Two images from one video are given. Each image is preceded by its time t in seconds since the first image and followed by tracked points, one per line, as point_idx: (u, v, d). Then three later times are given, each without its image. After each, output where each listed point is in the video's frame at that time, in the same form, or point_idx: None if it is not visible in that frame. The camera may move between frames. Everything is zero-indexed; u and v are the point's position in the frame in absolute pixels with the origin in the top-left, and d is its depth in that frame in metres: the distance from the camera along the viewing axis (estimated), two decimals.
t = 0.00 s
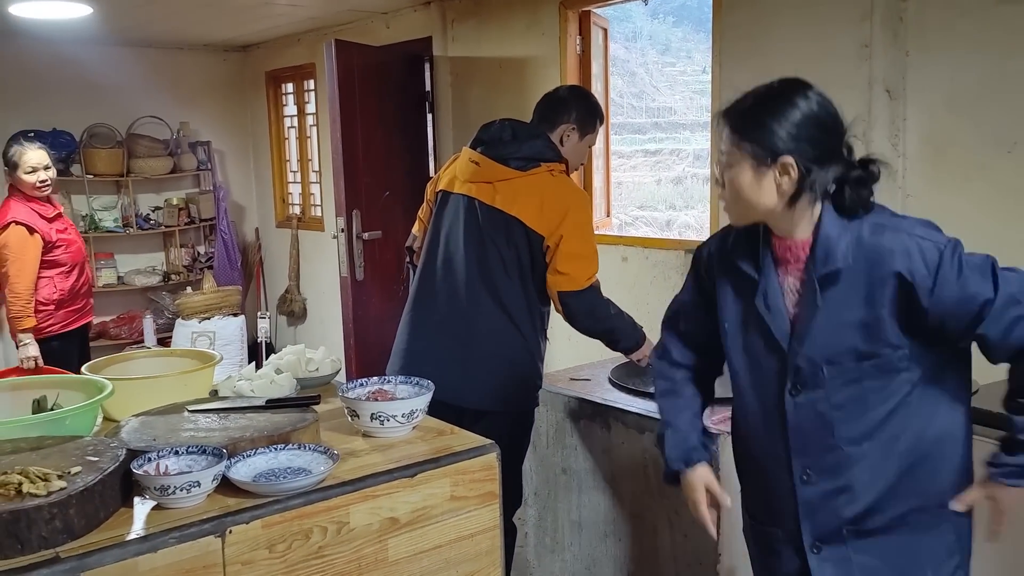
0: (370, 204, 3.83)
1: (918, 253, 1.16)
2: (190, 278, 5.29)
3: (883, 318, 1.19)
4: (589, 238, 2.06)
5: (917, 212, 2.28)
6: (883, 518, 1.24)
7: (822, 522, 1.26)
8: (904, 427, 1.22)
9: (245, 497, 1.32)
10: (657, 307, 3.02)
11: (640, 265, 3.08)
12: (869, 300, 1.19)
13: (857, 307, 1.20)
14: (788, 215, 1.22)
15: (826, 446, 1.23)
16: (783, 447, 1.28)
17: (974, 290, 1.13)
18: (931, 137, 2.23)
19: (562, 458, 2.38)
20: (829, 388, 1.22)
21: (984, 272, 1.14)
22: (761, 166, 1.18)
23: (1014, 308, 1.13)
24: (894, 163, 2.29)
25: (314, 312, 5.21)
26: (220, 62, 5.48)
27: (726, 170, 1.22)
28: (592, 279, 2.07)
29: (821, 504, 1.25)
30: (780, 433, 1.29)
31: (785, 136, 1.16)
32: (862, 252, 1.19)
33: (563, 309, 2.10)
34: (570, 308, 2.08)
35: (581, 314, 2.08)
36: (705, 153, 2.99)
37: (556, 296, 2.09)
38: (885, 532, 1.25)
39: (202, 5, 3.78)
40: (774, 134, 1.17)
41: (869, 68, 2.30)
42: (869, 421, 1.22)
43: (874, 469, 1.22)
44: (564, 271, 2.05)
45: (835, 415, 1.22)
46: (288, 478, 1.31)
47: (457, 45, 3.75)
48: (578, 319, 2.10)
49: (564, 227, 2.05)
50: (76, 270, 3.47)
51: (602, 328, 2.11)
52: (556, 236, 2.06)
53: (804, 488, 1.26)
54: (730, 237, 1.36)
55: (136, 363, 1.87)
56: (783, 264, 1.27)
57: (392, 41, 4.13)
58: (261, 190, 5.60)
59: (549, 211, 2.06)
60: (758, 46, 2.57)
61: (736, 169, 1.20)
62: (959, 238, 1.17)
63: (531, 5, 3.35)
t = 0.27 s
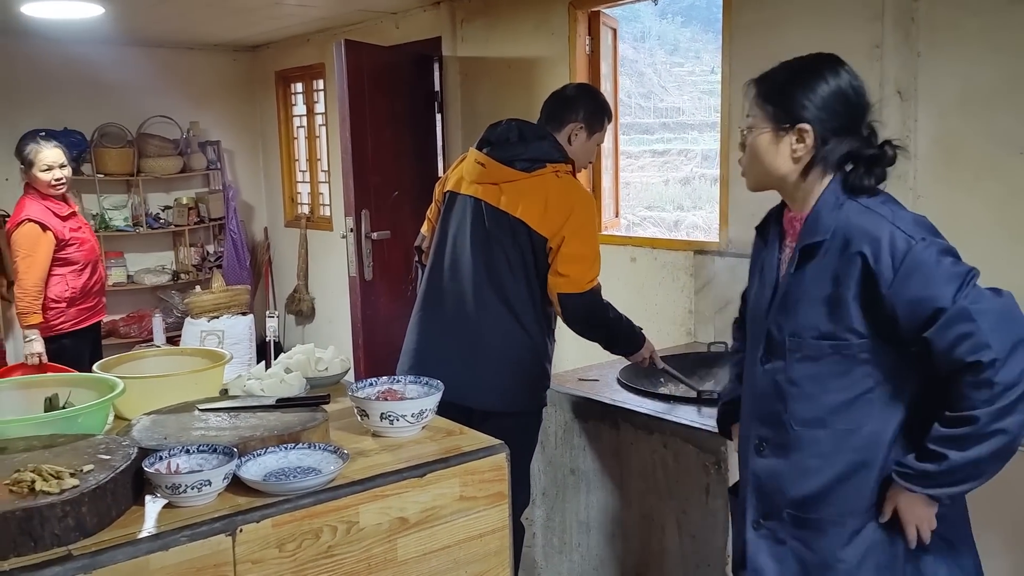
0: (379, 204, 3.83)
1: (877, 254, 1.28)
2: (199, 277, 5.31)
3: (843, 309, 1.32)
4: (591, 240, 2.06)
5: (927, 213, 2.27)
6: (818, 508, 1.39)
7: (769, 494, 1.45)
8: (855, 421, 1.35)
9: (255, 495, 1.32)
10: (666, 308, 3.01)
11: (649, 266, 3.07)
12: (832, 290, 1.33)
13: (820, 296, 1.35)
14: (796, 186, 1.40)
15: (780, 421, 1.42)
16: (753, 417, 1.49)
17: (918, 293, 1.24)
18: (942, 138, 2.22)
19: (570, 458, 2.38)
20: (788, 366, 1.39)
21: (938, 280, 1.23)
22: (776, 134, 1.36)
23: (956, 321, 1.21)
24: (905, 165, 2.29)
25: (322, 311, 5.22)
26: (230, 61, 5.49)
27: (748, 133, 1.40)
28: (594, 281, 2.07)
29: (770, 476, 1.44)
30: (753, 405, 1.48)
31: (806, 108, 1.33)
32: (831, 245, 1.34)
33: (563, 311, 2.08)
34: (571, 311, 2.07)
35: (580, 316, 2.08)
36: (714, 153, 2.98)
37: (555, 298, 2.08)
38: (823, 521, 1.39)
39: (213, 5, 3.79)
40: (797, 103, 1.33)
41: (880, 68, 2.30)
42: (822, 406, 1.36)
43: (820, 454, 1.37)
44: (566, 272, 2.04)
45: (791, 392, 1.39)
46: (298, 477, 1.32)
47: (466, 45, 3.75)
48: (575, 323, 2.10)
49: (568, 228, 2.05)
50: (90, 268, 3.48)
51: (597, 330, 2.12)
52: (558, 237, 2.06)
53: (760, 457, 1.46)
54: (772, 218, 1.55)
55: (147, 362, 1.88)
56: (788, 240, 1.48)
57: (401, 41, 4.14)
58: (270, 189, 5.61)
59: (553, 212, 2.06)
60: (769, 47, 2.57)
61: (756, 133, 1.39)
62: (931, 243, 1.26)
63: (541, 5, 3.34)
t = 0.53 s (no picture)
0: (388, 204, 3.83)
1: (879, 244, 1.27)
2: (207, 276, 5.32)
3: (842, 299, 1.30)
4: (585, 237, 2.05)
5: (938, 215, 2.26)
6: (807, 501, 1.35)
7: (764, 485, 1.42)
8: (850, 415, 1.31)
9: (265, 494, 1.33)
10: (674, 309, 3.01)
11: (658, 266, 3.06)
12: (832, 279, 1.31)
13: (820, 284, 1.32)
14: (813, 178, 1.38)
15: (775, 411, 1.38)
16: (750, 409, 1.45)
17: (917, 284, 1.23)
18: (953, 139, 2.21)
19: (578, 459, 2.38)
20: (786, 354, 1.35)
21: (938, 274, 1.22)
22: (804, 120, 1.33)
23: (955, 314, 1.19)
24: (916, 166, 2.28)
25: (330, 311, 5.23)
26: (239, 61, 5.51)
27: (767, 120, 1.37)
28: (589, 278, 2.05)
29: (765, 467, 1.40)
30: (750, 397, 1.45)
31: (831, 97, 1.32)
32: (835, 235, 1.32)
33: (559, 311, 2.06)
34: (566, 310, 2.05)
35: (577, 314, 2.05)
36: (722, 154, 2.98)
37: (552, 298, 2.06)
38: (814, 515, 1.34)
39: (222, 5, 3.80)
40: (824, 91, 1.32)
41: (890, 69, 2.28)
42: (817, 397, 1.32)
43: (814, 446, 1.33)
44: (560, 270, 2.03)
45: (788, 381, 1.35)
46: (308, 476, 1.32)
47: (475, 45, 3.75)
48: (572, 319, 2.07)
49: (563, 226, 2.04)
50: (102, 267, 3.49)
51: (598, 328, 2.09)
52: (553, 235, 2.05)
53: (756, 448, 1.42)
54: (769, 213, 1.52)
55: (157, 361, 1.89)
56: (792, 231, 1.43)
57: (410, 40, 4.14)
58: (279, 188, 5.62)
59: (547, 210, 2.05)
60: (778, 47, 2.56)
61: (780, 118, 1.36)
62: (934, 237, 1.26)
63: (550, 6, 3.34)
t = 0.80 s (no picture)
0: (396, 204, 3.83)
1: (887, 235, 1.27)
2: (216, 276, 5.34)
3: (850, 286, 1.28)
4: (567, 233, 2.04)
5: (949, 217, 2.25)
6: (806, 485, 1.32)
7: (756, 472, 1.36)
8: (851, 403, 1.30)
9: (274, 495, 1.32)
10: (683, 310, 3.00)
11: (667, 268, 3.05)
12: (837, 266, 1.29)
13: (824, 272, 1.29)
14: (796, 178, 1.36)
15: (771, 397, 1.33)
16: (732, 397, 1.38)
17: (929, 274, 1.25)
18: (964, 141, 2.19)
19: (587, 459, 2.38)
20: (783, 340, 1.30)
21: (944, 266, 1.26)
22: (790, 120, 1.32)
23: (963, 301, 1.24)
24: (927, 167, 2.26)
25: (339, 311, 5.24)
26: (248, 61, 5.52)
27: (752, 121, 1.35)
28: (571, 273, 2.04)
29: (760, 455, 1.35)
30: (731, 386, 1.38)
31: (816, 98, 1.31)
32: (838, 224, 1.30)
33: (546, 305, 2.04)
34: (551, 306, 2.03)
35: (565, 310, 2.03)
36: (731, 155, 2.97)
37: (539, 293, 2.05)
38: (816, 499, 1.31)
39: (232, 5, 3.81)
40: (809, 92, 1.31)
41: (902, 70, 2.25)
42: (821, 383, 1.29)
43: (819, 434, 1.30)
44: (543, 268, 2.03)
45: (789, 369, 1.30)
46: (317, 477, 1.32)
47: (484, 45, 3.75)
48: (560, 314, 2.04)
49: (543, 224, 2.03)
50: (112, 266, 3.50)
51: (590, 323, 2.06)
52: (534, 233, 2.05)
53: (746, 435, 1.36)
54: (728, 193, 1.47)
55: (167, 360, 1.89)
56: (777, 218, 1.38)
57: (419, 40, 4.14)
58: (288, 188, 5.63)
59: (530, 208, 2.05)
60: (788, 48, 2.55)
61: (765, 118, 1.33)
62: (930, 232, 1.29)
63: (559, 6, 3.34)
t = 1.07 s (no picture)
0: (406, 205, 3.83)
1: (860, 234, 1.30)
2: (226, 275, 5.35)
3: (826, 282, 1.30)
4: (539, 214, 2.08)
5: (962, 218, 2.23)
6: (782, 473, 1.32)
7: (729, 464, 1.34)
8: (825, 394, 1.32)
9: (285, 494, 1.32)
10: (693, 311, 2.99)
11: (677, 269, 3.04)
12: (815, 263, 1.30)
13: (803, 269, 1.30)
14: (763, 174, 1.36)
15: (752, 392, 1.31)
16: (704, 391, 1.36)
17: (897, 270, 1.30)
18: (978, 142, 2.18)
19: (596, 460, 2.37)
20: (765, 336, 1.30)
21: (907, 263, 1.32)
22: (763, 117, 1.32)
23: (924, 295, 1.32)
24: (940, 169, 2.25)
25: (348, 311, 5.25)
26: (258, 61, 5.53)
27: (728, 114, 1.35)
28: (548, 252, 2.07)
29: (738, 448, 1.33)
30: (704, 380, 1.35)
31: (791, 99, 1.31)
32: (813, 222, 1.31)
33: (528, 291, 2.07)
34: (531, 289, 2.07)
35: (541, 291, 2.06)
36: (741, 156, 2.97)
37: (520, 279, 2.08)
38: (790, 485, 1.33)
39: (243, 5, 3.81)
40: (785, 92, 1.31)
41: (915, 72, 2.25)
42: (799, 376, 1.31)
43: (797, 425, 1.31)
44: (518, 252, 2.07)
45: (770, 363, 1.30)
46: (328, 477, 1.32)
47: (494, 46, 3.75)
48: (541, 298, 2.08)
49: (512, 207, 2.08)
50: (121, 266, 3.51)
51: (571, 306, 2.08)
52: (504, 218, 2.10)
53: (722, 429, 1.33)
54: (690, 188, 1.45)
55: (177, 359, 1.90)
56: (748, 216, 1.37)
57: (430, 40, 4.14)
58: (297, 188, 5.64)
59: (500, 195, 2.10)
60: (800, 49, 2.53)
61: (738, 113, 1.33)
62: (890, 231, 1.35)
63: (570, 6, 3.33)
